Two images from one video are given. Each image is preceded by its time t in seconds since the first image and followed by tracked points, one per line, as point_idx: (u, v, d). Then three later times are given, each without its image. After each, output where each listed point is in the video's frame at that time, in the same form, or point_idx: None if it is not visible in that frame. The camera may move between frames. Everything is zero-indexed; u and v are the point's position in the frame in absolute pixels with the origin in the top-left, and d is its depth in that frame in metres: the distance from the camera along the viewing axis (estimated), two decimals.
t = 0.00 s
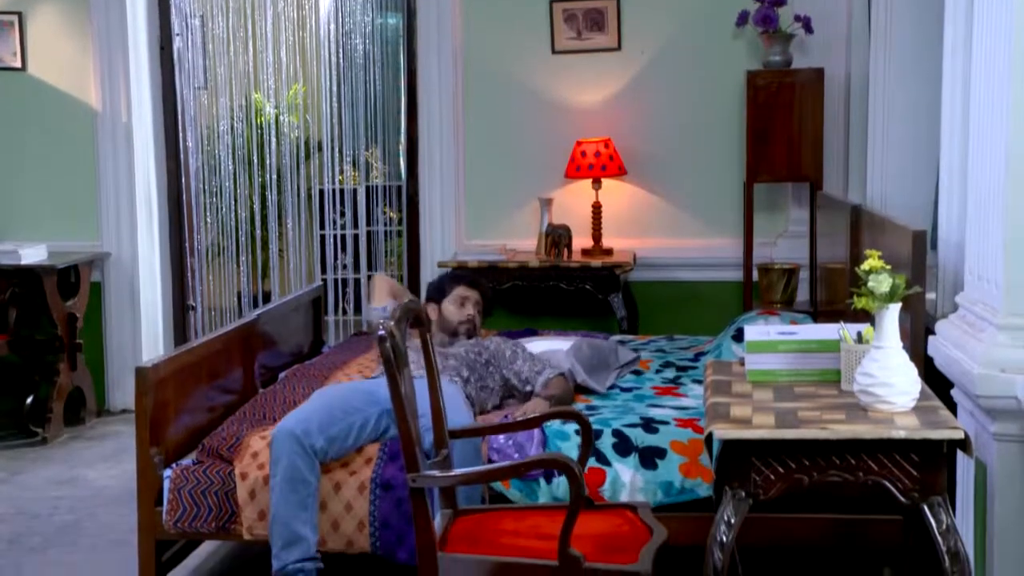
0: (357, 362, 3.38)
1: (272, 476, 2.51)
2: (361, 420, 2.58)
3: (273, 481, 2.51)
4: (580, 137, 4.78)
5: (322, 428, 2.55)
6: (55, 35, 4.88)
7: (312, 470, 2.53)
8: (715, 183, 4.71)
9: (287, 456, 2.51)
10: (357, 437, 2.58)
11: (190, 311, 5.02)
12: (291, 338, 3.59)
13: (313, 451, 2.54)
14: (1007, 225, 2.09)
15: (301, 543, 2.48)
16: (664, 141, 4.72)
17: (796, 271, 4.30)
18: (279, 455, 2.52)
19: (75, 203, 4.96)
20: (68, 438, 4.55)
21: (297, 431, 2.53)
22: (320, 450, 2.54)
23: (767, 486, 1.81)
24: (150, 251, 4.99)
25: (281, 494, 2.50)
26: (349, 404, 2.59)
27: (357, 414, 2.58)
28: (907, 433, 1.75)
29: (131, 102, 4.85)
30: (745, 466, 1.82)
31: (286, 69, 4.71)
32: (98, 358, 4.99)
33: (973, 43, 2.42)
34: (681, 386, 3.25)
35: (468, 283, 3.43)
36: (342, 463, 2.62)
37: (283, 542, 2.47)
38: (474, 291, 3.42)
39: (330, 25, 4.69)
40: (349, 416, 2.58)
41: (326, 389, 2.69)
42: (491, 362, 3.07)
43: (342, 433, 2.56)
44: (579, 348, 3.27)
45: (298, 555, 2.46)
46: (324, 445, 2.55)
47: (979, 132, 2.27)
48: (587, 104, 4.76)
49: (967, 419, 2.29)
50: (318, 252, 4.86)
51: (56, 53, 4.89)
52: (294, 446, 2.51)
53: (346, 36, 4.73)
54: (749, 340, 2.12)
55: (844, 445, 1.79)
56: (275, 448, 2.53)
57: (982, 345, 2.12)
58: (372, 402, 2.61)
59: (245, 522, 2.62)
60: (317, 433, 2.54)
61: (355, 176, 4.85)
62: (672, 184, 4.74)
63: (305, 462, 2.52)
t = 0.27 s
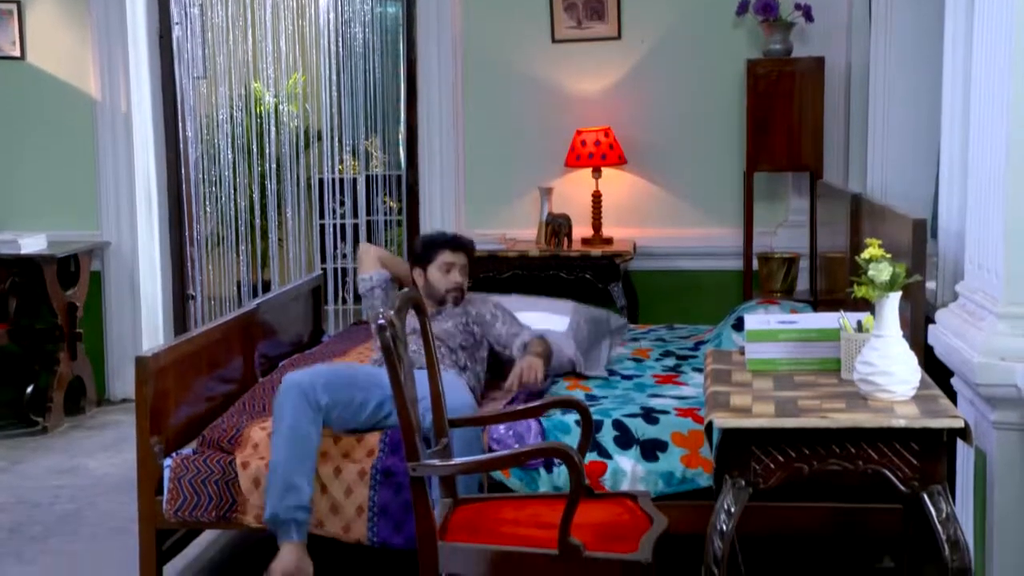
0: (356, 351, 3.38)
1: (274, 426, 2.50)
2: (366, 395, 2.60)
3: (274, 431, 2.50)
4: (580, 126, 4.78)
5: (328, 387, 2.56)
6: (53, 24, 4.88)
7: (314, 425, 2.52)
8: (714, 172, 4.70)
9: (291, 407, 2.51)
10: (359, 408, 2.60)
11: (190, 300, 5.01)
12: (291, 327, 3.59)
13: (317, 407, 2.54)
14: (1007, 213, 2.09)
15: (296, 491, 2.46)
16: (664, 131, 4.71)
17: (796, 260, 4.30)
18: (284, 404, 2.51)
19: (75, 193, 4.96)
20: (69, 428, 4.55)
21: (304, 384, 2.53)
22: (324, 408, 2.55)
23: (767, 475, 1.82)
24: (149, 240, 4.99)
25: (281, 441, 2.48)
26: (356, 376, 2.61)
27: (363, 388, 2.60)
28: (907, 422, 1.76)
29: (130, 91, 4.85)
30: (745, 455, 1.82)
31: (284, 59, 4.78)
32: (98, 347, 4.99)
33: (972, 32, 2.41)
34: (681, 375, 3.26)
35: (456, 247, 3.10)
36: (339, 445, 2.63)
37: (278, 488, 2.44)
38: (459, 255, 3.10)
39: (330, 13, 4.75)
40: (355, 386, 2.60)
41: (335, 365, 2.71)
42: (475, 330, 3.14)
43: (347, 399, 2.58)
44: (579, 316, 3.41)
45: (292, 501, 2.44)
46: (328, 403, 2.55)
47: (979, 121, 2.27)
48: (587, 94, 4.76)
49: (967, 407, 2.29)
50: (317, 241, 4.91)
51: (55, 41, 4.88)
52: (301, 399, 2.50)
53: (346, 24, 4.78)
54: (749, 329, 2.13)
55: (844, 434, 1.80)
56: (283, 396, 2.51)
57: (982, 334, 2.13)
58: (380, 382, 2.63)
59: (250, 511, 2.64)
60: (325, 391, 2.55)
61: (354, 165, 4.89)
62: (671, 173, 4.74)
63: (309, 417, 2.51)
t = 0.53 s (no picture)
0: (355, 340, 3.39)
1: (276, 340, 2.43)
2: (360, 354, 2.62)
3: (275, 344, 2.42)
4: (580, 115, 4.77)
5: (329, 323, 2.54)
6: (53, 12, 4.86)
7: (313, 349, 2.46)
8: (714, 161, 4.70)
9: (294, 327, 2.46)
10: (350, 361, 2.60)
11: (190, 289, 5.01)
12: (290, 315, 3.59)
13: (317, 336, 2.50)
14: (1008, 201, 2.08)
15: (292, 411, 2.29)
16: (664, 119, 4.71)
17: (796, 249, 4.30)
18: (287, 323, 2.47)
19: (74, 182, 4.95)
20: (69, 417, 4.56)
21: (307, 313, 2.51)
22: (322, 339, 2.51)
23: (767, 463, 1.82)
24: (149, 228, 4.99)
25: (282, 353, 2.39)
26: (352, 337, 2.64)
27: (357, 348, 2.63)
28: (907, 410, 1.76)
29: (129, 80, 4.84)
30: (745, 443, 1.82)
31: (284, 46, 4.74)
32: (98, 337, 4.99)
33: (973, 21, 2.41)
34: (680, 363, 3.26)
35: (457, 235, 3.13)
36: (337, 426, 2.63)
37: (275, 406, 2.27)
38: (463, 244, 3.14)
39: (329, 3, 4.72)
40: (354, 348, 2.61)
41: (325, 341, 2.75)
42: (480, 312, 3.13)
43: (344, 346, 2.58)
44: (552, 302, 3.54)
45: (289, 422, 2.27)
46: (327, 335, 2.52)
47: (980, 109, 2.27)
48: (587, 82, 4.75)
49: (967, 396, 2.29)
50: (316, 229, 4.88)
51: (53, 29, 4.87)
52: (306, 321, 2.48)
53: (345, 12, 4.76)
54: (749, 318, 2.13)
55: (844, 422, 1.80)
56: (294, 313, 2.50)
57: (982, 322, 2.13)
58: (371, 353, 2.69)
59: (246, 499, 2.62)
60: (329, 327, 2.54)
61: (354, 154, 4.86)
62: (671, 161, 4.73)
63: (310, 341, 2.46)
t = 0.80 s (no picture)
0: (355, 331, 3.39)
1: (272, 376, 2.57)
2: (359, 360, 2.67)
3: (272, 382, 2.56)
4: (579, 105, 4.77)
5: (322, 342, 2.62)
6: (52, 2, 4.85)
7: (309, 378, 2.58)
8: (714, 151, 4.69)
9: (287, 360, 2.57)
10: (352, 370, 2.66)
11: (190, 281, 4.97)
12: (290, 306, 3.59)
13: (312, 361, 2.60)
14: (1009, 190, 2.08)
15: (299, 448, 2.51)
16: (664, 110, 4.70)
17: (796, 240, 4.29)
18: (280, 358, 2.58)
19: (74, 173, 4.94)
20: (69, 408, 4.56)
21: (298, 339, 2.60)
22: (318, 362, 2.60)
23: (766, 454, 1.82)
24: (148, 218, 4.98)
25: (279, 393, 2.54)
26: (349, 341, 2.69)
27: (355, 351, 2.68)
28: (907, 401, 1.76)
29: (129, 72, 4.84)
30: (745, 434, 1.82)
31: (284, 38, 4.68)
32: (98, 328, 4.99)
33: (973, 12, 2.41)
34: (680, 354, 3.26)
35: (471, 269, 3.36)
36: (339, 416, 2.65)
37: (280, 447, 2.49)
38: (474, 276, 3.35)
39: None
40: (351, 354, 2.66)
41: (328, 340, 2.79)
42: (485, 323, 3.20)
43: (341, 356, 2.64)
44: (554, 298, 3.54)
45: (297, 458, 2.50)
46: (323, 357, 2.61)
47: (981, 99, 2.26)
48: (586, 73, 4.74)
49: (968, 386, 2.29)
50: (316, 222, 4.85)
51: (52, 19, 4.86)
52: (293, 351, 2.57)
53: (344, 4, 4.72)
54: (749, 308, 2.13)
55: (844, 413, 1.80)
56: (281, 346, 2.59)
57: (982, 313, 2.13)
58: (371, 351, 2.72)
59: (247, 488, 2.65)
60: (317, 349, 2.61)
61: (354, 145, 4.84)
62: (671, 152, 4.73)
63: (306, 370, 2.58)
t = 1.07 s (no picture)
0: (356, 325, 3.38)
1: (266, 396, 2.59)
2: (355, 362, 2.64)
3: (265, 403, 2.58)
4: (579, 100, 4.76)
5: (315, 356, 2.62)
6: None
7: (304, 396, 2.59)
8: (714, 145, 4.69)
9: (279, 379, 2.59)
10: (351, 379, 2.64)
11: (189, 275, 5.08)
12: (290, 300, 3.59)
13: (306, 377, 2.60)
14: (1009, 183, 2.08)
15: (300, 466, 2.54)
16: (664, 103, 4.70)
17: (796, 234, 4.30)
18: (272, 378, 2.60)
19: (73, 167, 4.94)
20: (70, 402, 4.56)
21: (290, 356, 2.61)
22: (313, 377, 2.61)
23: (766, 447, 1.82)
24: (148, 212, 4.98)
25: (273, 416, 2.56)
26: (348, 348, 2.67)
27: (353, 358, 2.65)
28: (907, 395, 1.76)
29: (128, 65, 4.82)
30: (744, 427, 1.82)
31: (283, 32, 4.82)
32: (99, 322, 4.99)
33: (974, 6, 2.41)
34: (680, 348, 3.26)
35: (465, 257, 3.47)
36: (337, 412, 2.66)
37: (282, 466, 2.53)
38: (468, 262, 3.45)
39: None
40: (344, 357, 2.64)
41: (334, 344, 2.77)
42: (479, 319, 3.22)
43: (336, 367, 2.62)
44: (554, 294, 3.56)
45: (298, 477, 2.53)
46: (316, 372, 2.61)
47: (980, 92, 2.26)
48: (586, 67, 4.73)
49: (967, 379, 2.29)
50: (315, 215, 4.95)
51: (50, 12, 4.85)
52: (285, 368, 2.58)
53: None
54: (749, 302, 2.13)
55: (843, 406, 1.80)
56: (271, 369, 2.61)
57: (983, 306, 2.12)
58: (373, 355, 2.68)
59: (247, 483, 2.64)
60: (310, 360, 2.61)
61: (354, 139, 4.88)
62: (672, 146, 4.72)
63: (300, 388, 2.59)
